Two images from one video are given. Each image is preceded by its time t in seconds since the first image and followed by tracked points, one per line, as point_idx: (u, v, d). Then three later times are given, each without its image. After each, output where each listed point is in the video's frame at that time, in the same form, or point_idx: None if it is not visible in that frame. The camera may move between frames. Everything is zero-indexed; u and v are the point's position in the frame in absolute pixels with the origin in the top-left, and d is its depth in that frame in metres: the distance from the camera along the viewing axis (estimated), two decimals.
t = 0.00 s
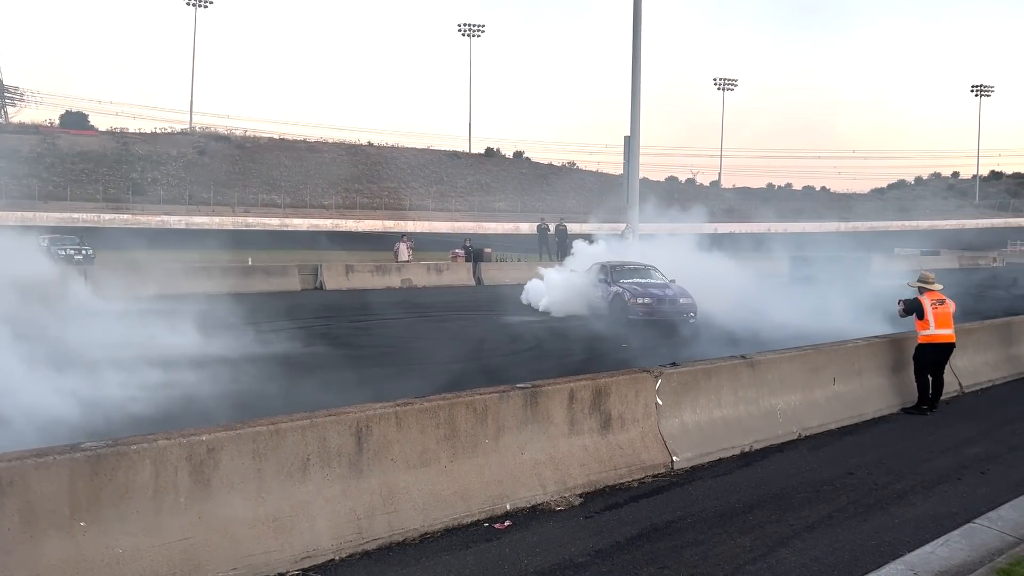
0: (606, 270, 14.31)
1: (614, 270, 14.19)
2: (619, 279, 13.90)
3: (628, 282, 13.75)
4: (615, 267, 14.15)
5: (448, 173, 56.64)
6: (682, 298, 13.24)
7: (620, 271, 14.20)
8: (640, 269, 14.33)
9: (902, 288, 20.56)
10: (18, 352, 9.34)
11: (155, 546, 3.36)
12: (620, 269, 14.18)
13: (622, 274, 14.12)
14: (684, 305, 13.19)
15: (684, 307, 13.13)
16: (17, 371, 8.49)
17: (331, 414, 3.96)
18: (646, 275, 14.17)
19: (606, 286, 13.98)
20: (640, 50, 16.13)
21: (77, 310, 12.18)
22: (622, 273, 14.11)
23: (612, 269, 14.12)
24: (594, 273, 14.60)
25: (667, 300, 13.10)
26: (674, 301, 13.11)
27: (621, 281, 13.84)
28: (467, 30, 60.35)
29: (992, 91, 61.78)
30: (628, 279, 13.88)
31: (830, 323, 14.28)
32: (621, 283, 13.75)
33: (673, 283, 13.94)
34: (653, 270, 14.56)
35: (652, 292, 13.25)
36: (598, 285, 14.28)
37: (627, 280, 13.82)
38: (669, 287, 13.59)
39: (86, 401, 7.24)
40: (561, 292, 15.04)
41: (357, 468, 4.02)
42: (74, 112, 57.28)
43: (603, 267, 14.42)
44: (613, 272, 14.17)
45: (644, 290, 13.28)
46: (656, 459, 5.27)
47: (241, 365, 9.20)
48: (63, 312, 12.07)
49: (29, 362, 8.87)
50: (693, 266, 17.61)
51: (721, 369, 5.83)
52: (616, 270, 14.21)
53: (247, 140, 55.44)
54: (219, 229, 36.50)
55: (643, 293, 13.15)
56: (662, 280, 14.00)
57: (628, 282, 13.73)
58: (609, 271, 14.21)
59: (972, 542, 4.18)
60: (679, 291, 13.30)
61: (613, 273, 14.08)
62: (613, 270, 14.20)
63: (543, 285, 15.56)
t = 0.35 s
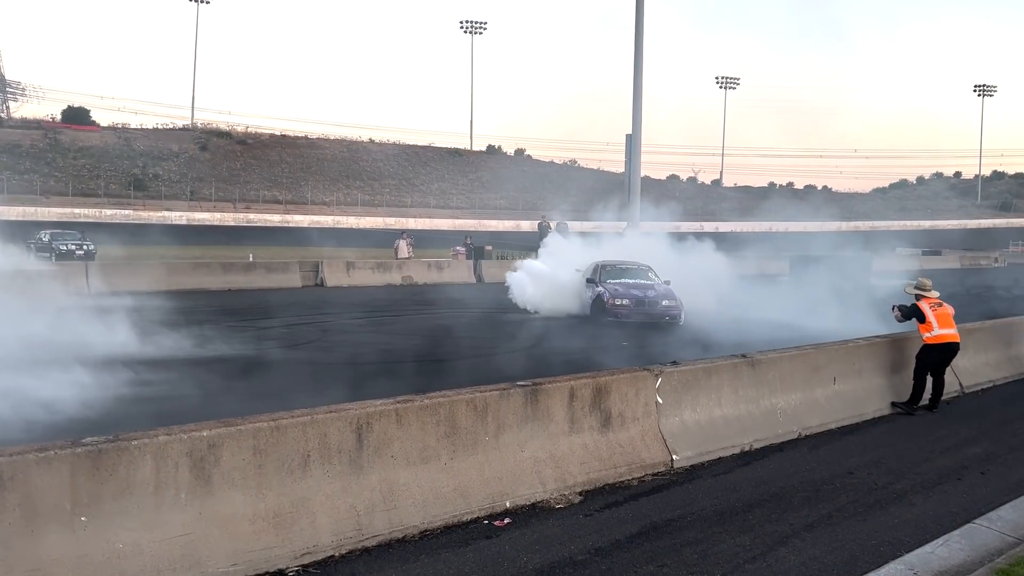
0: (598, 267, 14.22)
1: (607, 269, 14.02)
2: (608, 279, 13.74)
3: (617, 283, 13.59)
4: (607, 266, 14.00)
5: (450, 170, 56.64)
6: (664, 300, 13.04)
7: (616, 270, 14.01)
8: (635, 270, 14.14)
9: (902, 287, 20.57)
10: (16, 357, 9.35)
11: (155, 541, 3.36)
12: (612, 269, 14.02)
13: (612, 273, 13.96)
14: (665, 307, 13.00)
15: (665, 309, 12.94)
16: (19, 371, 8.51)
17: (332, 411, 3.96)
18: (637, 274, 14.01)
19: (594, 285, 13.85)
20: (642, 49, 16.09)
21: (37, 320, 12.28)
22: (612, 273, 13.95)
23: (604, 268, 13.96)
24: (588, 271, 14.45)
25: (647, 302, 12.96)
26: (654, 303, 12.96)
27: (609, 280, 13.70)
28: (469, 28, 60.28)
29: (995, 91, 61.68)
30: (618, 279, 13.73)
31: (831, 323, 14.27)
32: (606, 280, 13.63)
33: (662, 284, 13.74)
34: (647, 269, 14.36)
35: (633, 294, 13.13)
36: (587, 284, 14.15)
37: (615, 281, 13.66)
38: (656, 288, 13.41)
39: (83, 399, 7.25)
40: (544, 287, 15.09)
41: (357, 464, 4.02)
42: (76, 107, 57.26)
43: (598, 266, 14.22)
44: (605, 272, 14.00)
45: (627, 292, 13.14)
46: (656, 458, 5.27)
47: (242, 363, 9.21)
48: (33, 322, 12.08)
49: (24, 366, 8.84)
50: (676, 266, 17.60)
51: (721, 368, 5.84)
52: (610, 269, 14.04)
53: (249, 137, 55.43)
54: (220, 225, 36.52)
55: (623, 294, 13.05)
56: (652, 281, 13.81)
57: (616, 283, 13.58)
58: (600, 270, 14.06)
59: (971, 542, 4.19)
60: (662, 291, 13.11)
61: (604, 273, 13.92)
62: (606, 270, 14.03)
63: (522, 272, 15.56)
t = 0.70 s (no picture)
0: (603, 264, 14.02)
1: (603, 267, 13.82)
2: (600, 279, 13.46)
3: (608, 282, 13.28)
4: (602, 265, 13.80)
5: (459, 165, 56.59)
6: (648, 300, 12.58)
7: (611, 267, 13.85)
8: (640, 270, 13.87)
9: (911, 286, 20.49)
10: (26, 351, 9.41)
11: (163, 532, 3.38)
12: (607, 268, 13.79)
13: (607, 273, 13.69)
14: (648, 308, 12.50)
15: (648, 310, 12.46)
16: (30, 364, 8.56)
17: (339, 404, 3.97)
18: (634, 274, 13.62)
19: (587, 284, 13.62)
20: (653, 45, 16.04)
21: (41, 314, 12.39)
22: (606, 273, 13.67)
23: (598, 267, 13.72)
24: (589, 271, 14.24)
25: (629, 303, 12.55)
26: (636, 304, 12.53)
27: (600, 280, 13.40)
28: (480, 23, 60.15)
29: (1009, 90, 61.22)
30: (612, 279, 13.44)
31: (839, 322, 14.21)
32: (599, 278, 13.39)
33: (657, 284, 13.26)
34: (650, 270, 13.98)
35: (617, 293, 12.74)
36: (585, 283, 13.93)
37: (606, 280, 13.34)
38: (645, 288, 12.96)
39: (92, 392, 7.30)
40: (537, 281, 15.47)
41: (364, 457, 4.03)
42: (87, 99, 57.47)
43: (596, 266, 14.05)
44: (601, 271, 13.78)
45: (611, 292, 12.78)
46: (663, 453, 5.27)
47: (250, 357, 9.24)
48: (31, 316, 12.30)
49: (33, 359, 8.91)
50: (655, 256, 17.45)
51: (729, 365, 5.82)
52: (607, 268, 13.84)
53: (259, 131, 55.52)
54: (230, 218, 36.63)
55: (606, 294, 12.71)
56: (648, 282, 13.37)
57: (607, 282, 13.26)
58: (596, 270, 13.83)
59: (979, 541, 4.17)
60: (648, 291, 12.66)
61: (598, 272, 13.68)
62: (603, 268, 13.82)
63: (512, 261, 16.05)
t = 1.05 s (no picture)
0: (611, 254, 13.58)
1: (605, 262, 12.69)
2: (596, 274, 12.38)
3: (600, 278, 12.15)
4: (604, 258, 12.71)
5: (478, 158, 56.60)
6: (620, 300, 11.37)
7: (612, 262, 12.63)
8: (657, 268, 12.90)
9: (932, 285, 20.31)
10: (49, 338, 9.54)
11: (182, 519, 3.42)
12: (608, 262, 12.65)
13: (606, 268, 12.51)
14: (620, 309, 11.28)
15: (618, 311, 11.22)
16: (55, 351, 8.68)
17: (357, 395, 4.00)
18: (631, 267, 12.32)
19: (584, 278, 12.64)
20: (674, 40, 15.95)
21: (65, 301, 12.54)
22: (604, 268, 12.51)
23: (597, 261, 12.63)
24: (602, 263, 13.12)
25: (600, 301, 11.40)
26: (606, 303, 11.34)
27: (594, 274, 12.32)
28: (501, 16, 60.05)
29: None
30: (607, 274, 12.30)
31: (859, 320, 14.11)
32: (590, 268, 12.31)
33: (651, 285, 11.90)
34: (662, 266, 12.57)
35: (592, 291, 11.66)
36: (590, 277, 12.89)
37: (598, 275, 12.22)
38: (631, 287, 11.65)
39: (113, 379, 7.39)
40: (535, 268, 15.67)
41: (381, 448, 4.06)
42: (111, 90, 57.95)
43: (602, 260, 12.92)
44: (602, 265, 12.65)
45: (587, 289, 11.71)
46: (679, 449, 5.26)
47: (269, 346, 9.32)
48: (53, 303, 12.44)
49: (56, 346, 9.03)
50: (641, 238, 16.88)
51: (747, 361, 5.80)
52: (608, 263, 12.69)
53: (280, 122, 55.79)
54: (250, 209, 36.88)
55: (577, 292, 11.64)
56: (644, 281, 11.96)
57: (599, 278, 12.16)
58: (596, 264, 12.71)
59: (997, 542, 4.14)
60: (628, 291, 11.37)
61: (599, 265, 12.57)
62: (605, 263, 12.69)
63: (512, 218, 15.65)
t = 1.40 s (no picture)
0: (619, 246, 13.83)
1: (595, 257, 11.77)
2: (577, 269, 11.59)
3: (573, 273, 11.36)
4: (595, 253, 11.85)
5: (503, 151, 56.58)
6: (548, 296, 10.66)
7: (601, 258, 11.70)
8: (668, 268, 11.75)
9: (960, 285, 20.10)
10: (79, 322, 9.69)
11: (207, 503, 3.48)
12: (595, 258, 11.75)
13: (590, 265, 11.61)
14: (543, 305, 10.63)
15: (544, 306, 10.66)
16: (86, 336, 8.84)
17: (381, 384, 4.03)
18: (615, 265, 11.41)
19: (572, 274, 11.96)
20: (703, 33, 15.82)
21: (94, 287, 12.74)
22: (588, 264, 11.64)
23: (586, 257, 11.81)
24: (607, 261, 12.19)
25: (529, 295, 10.83)
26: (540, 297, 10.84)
27: (572, 270, 11.55)
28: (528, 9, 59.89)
29: None
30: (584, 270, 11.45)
31: (885, 319, 13.96)
32: (578, 262, 11.72)
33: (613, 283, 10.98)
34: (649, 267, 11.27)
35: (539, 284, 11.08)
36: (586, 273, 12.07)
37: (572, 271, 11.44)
38: (577, 279, 10.97)
39: (140, 364, 7.51)
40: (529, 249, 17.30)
41: (403, 437, 4.10)
42: (141, 79, 58.60)
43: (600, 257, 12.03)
44: (592, 261, 11.76)
45: (537, 282, 11.15)
46: (701, 445, 5.26)
47: (294, 335, 9.41)
48: (83, 288, 12.65)
49: (86, 331, 9.19)
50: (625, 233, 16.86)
51: (771, 358, 5.78)
52: (598, 258, 11.77)
53: (307, 113, 56.11)
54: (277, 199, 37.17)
55: (525, 284, 11.15)
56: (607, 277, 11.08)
57: (573, 273, 11.42)
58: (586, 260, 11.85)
59: (1022, 545, 4.10)
60: (562, 285, 10.78)
61: (586, 261, 11.71)
62: (596, 259, 11.81)
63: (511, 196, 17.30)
